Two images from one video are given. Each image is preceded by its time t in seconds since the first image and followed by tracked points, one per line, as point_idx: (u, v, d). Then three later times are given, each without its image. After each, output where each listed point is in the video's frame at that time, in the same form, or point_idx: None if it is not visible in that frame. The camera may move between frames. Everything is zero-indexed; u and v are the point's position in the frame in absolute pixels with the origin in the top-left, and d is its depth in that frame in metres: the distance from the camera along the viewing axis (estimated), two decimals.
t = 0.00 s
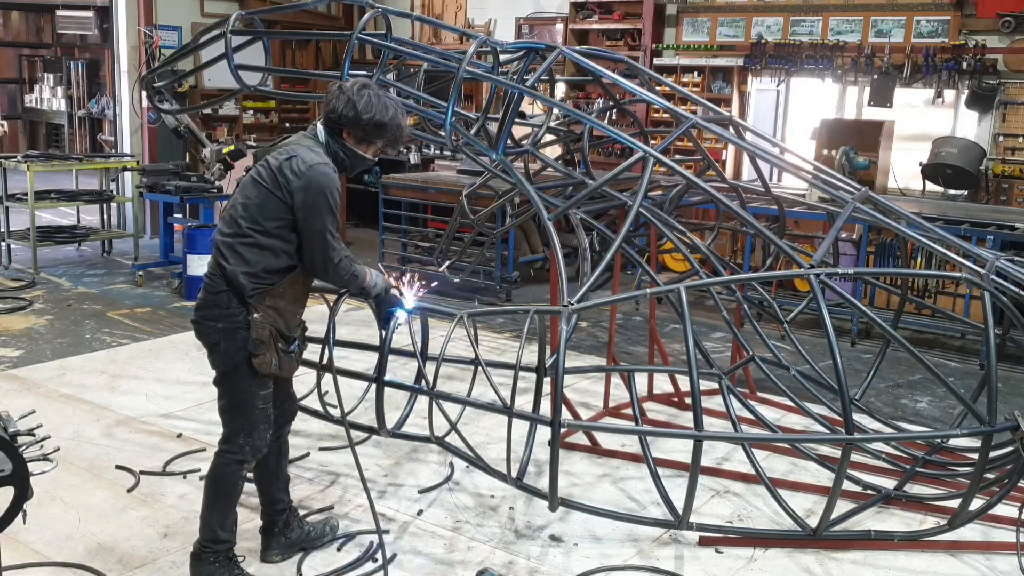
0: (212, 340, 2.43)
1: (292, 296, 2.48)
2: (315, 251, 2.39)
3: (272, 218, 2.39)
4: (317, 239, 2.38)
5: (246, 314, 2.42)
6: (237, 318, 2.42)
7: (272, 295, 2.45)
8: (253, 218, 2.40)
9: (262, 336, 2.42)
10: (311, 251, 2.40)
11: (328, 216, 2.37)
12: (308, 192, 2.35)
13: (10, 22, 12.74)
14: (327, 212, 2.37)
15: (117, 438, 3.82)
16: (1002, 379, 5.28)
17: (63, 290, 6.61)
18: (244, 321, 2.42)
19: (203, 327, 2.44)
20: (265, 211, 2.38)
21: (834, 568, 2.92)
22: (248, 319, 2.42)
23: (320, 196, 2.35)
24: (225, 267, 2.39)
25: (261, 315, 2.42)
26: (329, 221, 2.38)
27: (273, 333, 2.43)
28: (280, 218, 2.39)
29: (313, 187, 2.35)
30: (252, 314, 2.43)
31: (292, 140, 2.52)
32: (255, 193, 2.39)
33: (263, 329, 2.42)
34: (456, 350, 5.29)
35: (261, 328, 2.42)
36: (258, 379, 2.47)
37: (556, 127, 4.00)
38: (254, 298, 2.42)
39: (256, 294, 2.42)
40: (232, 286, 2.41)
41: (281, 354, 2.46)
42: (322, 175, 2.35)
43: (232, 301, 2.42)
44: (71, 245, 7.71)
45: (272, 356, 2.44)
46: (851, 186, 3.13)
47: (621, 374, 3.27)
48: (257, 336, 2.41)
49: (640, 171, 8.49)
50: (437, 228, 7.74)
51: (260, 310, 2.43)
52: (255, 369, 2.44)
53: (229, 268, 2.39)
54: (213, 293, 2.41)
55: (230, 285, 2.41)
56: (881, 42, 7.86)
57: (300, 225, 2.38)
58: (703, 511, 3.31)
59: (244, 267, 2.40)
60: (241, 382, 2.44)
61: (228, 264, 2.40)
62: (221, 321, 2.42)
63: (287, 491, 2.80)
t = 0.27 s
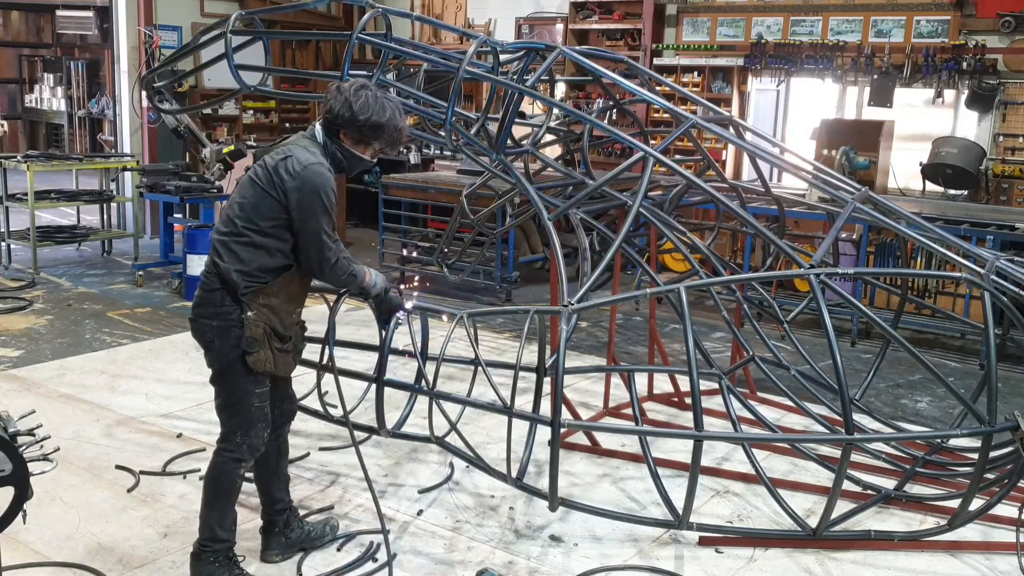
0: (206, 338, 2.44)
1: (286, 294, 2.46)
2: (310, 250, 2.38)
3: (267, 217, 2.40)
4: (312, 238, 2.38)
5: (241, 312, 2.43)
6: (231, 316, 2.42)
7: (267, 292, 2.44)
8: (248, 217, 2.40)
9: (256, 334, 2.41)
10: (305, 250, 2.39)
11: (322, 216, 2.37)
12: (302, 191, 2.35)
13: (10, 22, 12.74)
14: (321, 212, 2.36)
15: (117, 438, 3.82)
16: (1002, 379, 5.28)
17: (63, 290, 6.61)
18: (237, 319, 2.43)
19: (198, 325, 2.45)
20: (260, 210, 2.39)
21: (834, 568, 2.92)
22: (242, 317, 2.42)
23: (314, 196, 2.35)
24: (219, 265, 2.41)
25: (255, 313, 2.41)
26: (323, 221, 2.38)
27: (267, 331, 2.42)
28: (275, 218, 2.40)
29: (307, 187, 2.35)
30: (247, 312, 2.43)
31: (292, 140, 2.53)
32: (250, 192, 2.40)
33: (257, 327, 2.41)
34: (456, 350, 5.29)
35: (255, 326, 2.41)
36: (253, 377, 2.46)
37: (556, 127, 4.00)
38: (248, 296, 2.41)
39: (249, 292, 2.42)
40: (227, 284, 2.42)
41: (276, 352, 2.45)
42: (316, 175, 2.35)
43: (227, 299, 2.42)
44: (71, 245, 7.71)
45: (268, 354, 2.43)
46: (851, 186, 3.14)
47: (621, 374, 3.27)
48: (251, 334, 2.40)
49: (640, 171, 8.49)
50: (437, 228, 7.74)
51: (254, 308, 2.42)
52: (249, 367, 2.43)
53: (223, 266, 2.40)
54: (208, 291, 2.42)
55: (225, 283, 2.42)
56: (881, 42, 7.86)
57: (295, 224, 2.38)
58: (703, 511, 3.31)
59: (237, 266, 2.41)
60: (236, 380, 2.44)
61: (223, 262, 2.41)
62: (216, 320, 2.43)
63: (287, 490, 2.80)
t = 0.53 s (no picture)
0: (188, 341, 2.47)
1: (266, 298, 2.46)
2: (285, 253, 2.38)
3: (245, 220, 2.40)
4: (287, 241, 2.36)
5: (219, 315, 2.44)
6: (210, 318, 2.44)
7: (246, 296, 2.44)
8: (228, 220, 2.42)
9: (235, 336, 2.42)
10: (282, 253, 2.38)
11: (301, 221, 2.36)
12: (278, 193, 2.35)
13: (10, 22, 12.74)
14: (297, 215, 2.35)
15: (118, 438, 3.82)
16: (1002, 379, 5.28)
17: (63, 290, 6.61)
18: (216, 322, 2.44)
19: (180, 328, 2.48)
20: (238, 213, 2.41)
21: (834, 567, 2.92)
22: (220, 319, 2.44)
23: (290, 199, 2.34)
24: (197, 267, 2.43)
25: (232, 316, 2.42)
26: (299, 224, 2.36)
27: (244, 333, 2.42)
28: (253, 221, 2.40)
29: (284, 190, 2.35)
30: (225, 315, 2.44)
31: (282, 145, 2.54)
32: (231, 195, 2.41)
33: (236, 329, 2.42)
34: (456, 350, 5.29)
35: (233, 329, 2.42)
36: (234, 379, 2.46)
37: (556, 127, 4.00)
38: (225, 299, 2.42)
39: (227, 294, 2.43)
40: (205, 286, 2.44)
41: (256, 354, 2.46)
42: (294, 178, 2.35)
43: (205, 302, 2.44)
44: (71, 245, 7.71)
45: (248, 356, 2.44)
46: (851, 186, 3.14)
47: (621, 374, 3.27)
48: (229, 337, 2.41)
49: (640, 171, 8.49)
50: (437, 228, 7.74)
51: (230, 311, 2.42)
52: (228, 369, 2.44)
53: (202, 269, 2.43)
54: (188, 294, 2.46)
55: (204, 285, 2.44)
56: (881, 42, 7.86)
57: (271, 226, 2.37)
58: (703, 511, 3.31)
59: (216, 269, 2.42)
60: (215, 383, 2.45)
61: (201, 264, 2.43)
62: (196, 322, 2.44)
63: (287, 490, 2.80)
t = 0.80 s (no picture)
0: (152, 355, 2.42)
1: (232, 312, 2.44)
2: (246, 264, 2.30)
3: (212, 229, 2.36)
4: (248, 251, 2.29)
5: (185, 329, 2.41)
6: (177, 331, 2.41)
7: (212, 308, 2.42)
8: (195, 226, 2.38)
9: (200, 352, 2.39)
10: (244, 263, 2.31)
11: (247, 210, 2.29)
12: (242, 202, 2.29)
13: (10, 22, 12.74)
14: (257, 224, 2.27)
15: (117, 438, 3.82)
16: (1001, 379, 5.28)
17: (63, 290, 6.61)
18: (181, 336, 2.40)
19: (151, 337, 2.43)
20: (207, 222, 2.36)
21: (834, 568, 2.92)
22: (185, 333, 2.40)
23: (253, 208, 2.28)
24: (165, 277, 2.39)
25: (199, 330, 2.40)
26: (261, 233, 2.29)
27: (210, 352, 2.40)
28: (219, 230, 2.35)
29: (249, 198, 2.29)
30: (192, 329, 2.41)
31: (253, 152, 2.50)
32: (195, 200, 2.37)
33: (201, 344, 2.39)
34: (455, 350, 5.29)
35: (198, 344, 2.39)
36: (198, 396, 2.45)
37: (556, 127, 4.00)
38: (193, 311, 2.40)
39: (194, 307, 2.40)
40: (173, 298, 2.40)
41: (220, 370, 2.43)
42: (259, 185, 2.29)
43: (172, 315, 2.41)
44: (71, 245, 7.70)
45: (213, 373, 2.40)
46: (851, 186, 3.14)
47: (621, 374, 3.27)
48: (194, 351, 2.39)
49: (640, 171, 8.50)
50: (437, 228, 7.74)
51: (198, 325, 2.40)
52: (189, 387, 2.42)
53: (169, 279, 2.38)
54: (154, 305, 2.41)
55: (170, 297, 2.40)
56: (881, 42, 7.86)
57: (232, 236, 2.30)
58: (703, 511, 3.30)
59: (183, 278, 2.38)
60: (178, 398, 2.42)
61: (169, 275, 2.39)
62: (162, 335, 2.41)
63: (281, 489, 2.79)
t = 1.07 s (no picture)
0: (113, 401, 2.29)
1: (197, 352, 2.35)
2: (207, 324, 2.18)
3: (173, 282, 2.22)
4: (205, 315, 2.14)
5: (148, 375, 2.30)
6: (137, 377, 2.27)
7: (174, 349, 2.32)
8: (155, 281, 2.23)
9: (172, 392, 2.32)
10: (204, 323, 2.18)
11: (215, 291, 2.12)
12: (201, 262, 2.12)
13: (10, 22, 12.72)
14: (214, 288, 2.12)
15: (117, 438, 3.82)
16: (1002, 379, 5.27)
17: (63, 290, 6.60)
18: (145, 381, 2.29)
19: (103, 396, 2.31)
20: (168, 274, 2.22)
21: (834, 568, 2.92)
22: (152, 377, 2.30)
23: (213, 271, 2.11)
24: (120, 325, 2.25)
25: (163, 373, 2.32)
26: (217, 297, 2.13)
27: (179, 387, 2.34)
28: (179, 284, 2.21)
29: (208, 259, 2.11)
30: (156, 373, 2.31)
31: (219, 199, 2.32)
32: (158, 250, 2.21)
33: (170, 385, 2.31)
34: (456, 350, 5.29)
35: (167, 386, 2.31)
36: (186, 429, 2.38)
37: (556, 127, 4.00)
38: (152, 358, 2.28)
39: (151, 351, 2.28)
40: (126, 346, 2.26)
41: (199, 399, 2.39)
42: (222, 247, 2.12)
43: (127, 363, 2.26)
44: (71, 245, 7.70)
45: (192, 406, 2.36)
46: (851, 186, 3.14)
47: (621, 374, 3.27)
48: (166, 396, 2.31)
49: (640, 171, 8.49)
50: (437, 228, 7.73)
51: (161, 367, 2.32)
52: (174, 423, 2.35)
53: (125, 328, 2.25)
54: (106, 352, 2.26)
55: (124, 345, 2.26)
56: (882, 42, 7.86)
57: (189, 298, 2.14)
58: (703, 511, 3.31)
59: (139, 327, 2.25)
60: (163, 438, 2.34)
61: (124, 323, 2.25)
62: (119, 381, 2.27)
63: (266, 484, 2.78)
